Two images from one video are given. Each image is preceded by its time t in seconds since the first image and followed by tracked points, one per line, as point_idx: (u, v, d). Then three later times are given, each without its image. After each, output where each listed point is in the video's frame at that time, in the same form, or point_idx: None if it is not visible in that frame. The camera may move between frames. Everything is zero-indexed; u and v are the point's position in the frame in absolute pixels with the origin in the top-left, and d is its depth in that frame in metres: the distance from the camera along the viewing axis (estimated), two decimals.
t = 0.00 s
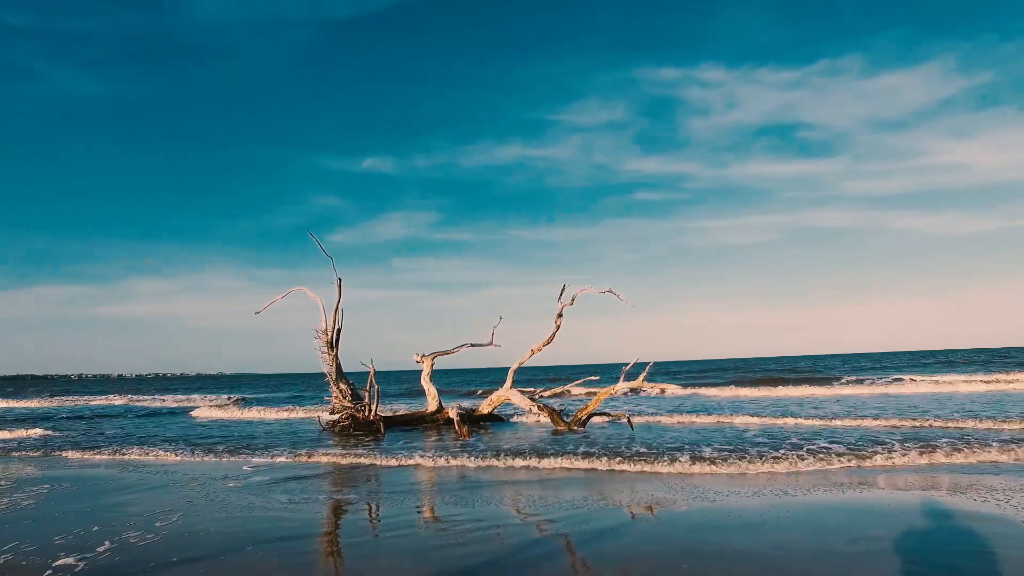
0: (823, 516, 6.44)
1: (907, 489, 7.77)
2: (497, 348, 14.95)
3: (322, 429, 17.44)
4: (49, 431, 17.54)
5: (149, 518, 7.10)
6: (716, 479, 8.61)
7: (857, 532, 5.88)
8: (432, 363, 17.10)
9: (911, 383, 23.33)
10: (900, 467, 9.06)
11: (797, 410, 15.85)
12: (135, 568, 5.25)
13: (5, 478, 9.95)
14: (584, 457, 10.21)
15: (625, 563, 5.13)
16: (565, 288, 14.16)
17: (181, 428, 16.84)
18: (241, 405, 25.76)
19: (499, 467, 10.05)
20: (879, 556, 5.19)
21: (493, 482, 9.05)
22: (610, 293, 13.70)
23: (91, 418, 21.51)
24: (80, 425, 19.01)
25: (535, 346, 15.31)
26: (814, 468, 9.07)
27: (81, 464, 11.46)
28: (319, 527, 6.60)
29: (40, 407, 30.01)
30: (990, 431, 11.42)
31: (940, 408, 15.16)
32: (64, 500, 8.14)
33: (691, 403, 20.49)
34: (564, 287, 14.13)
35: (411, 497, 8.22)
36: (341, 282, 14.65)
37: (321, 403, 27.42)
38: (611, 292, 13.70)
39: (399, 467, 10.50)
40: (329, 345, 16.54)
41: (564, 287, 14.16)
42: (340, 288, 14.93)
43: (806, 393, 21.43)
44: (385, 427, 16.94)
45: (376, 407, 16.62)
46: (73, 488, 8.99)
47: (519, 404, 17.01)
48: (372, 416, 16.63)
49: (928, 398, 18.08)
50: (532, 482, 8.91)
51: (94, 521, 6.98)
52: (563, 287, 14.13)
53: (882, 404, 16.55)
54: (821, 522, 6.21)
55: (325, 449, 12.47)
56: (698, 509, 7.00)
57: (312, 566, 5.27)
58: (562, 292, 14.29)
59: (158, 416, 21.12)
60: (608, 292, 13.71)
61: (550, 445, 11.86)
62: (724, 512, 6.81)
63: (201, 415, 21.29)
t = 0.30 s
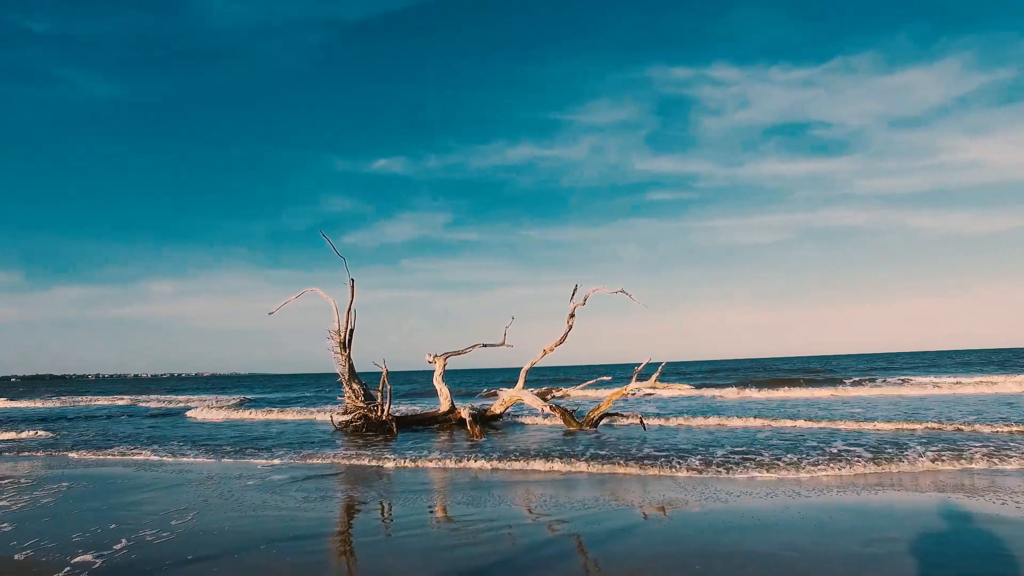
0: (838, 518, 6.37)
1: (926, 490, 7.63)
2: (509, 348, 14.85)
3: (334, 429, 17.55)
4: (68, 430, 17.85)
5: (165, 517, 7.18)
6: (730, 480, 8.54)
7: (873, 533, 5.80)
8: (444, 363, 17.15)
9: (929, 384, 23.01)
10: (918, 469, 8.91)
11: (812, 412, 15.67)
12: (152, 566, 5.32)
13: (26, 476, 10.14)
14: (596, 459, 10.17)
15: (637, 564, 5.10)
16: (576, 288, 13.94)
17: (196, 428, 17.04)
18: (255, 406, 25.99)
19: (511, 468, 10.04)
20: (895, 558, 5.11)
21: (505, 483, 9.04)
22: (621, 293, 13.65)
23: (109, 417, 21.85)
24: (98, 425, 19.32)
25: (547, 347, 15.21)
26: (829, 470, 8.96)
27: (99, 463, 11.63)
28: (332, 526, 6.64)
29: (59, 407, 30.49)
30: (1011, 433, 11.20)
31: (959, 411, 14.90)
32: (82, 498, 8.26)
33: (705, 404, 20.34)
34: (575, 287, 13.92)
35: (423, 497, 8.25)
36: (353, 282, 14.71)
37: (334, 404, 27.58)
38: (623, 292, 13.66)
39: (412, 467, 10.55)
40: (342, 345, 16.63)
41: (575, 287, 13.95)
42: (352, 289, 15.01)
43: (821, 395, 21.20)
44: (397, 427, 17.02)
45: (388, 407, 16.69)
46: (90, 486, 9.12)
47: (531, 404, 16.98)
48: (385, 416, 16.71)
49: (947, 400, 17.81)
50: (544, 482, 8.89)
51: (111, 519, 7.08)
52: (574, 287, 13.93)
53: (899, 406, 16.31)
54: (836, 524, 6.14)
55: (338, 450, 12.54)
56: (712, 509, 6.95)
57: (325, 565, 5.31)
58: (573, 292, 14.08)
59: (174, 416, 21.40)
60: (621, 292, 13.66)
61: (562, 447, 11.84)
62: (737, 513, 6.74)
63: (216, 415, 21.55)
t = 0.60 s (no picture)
0: (846, 518, 6.30)
1: (935, 490, 7.55)
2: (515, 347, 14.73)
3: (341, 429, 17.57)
4: (78, 430, 18.00)
5: (172, 515, 7.22)
6: (737, 479, 8.48)
7: (881, 534, 5.73)
8: (450, 363, 17.15)
9: (938, 385, 22.80)
10: (926, 469, 8.82)
11: (820, 414, 15.55)
12: (158, 563, 5.34)
13: (36, 475, 10.22)
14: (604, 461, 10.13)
15: (642, 564, 5.06)
16: (583, 288, 14.45)
17: (203, 429, 17.12)
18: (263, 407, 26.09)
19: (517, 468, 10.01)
20: (903, 559, 5.05)
21: (511, 481, 9.02)
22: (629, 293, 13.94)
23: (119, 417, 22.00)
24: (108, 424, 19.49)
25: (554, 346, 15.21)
26: (836, 470, 8.88)
27: (108, 461, 11.72)
28: (338, 525, 6.64)
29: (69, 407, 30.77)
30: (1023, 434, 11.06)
31: (970, 413, 14.74)
32: (90, 496, 8.32)
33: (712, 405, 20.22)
34: (581, 287, 14.43)
35: (429, 496, 8.24)
36: (360, 282, 14.75)
37: (340, 404, 27.66)
38: (631, 292, 13.94)
39: (418, 467, 10.55)
40: (348, 345, 16.67)
41: (581, 287, 14.45)
42: (358, 288, 15.04)
43: (830, 396, 21.03)
44: (403, 427, 17.03)
45: (394, 407, 16.70)
46: (99, 485, 9.19)
47: (538, 404, 16.96)
48: (391, 416, 16.71)
49: (957, 401, 17.63)
50: (550, 482, 8.86)
51: (118, 517, 7.12)
52: (581, 287, 14.43)
53: (909, 408, 16.14)
54: (844, 524, 6.07)
55: (344, 450, 12.55)
56: (718, 509, 6.90)
57: (331, 563, 5.31)
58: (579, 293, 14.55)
59: (182, 416, 21.52)
60: (631, 293, 13.94)
61: (568, 448, 11.79)
62: (745, 512, 6.69)
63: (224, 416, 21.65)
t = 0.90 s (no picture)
0: (851, 518, 6.27)
1: (940, 491, 7.50)
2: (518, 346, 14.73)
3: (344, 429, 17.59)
4: (83, 430, 18.10)
5: (176, 514, 7.24)
6: (741, 480, 8.45)
7: (886, 534, 5.70)
8: (454, 362, 17.16)
9: (942, 386, 22.72)
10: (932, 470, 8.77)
11: (824, 415, 15.50)
12: (163, 562, 5.36)
13: (41, 473, 10.27)
14: (607, 462, 10.10)
15: (645, 564, 5.04)
16: (587, 288, 14.62)
17: (207, 429, 17.18)
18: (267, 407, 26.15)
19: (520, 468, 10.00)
20: (908, 559, 5.02)
21: (514, 481, 9.02)
22: (628, 293, 14.47)
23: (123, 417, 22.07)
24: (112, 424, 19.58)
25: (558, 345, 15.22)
26: (841, 471, 8.84)
27: (112, 461, 11.76)
28: (342, 525, 6.65)
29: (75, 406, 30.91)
30: None
31: (976, 414, 14.66)
32: (95, 495, 8.35)
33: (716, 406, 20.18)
34: (586, 287, 14.60)
35: (432, 495, 8.24)
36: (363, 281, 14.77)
37: (344, 403, 27.72)
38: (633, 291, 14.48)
39: (421, 466, 10.57)
40: (351, 345, 16.70)
41: (586, 287, 14.62)
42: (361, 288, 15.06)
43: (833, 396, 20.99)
44: (407, 427, 17.04)
45: (398, 407, 16.72)
46: (104, 484, 9.22)
47: (541, 403, 16.96)
48: (394, 416, 16.72)
49: (962, 402, 17.58)
50: (554, 481, 8.85)
51: (122, 516, 7.15)
52: (585, 287, 14.60)
53: (913, 409, 16.09)
54: (848, 524, 6.04)
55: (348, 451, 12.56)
56: (722, 509, 6.87)
57: (335, 563, 5.32)
58: (583, 292, 14.70)
59: (186, 416, 21.57)
60: (630, 292, 14.45)
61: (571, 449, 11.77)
62: (748, 512, 6.66)
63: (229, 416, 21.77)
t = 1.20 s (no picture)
0: (853, 518, 6.26)
1: (942, 491, 7.48)
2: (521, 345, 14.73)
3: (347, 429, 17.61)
4: (87, 429, 18.16)
5: (178, 513, 7.26)
6: (743, 481, 8.44)
7: (888, 534, 5.70)
8: (456, 362, 17.16)
9: (945, 387, 22.71)
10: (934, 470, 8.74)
11: (826, 416, 15.49)
12: (164, 562, 5.36)
13: (45, 473, 10.31)
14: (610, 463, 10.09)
15: (647, 564, 5.04)
16: (588, 288, 14.35)
17: (211, 429, 17.22)
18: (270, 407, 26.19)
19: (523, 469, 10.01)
20: (909, 560, 5.01)
21: (516, 480, 9.02)
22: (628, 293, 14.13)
23: (127, 417, 22.13)
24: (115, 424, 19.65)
25: (560, 345, 15.20)
26: (843, 472, 8.81)
27: (116, 460, 11.81)
28: (344, 524, 6.64)
29: (78, 406, 30.98)
30: None
31: (980, 416, 14.58)
32: (99, 495, 8.37)
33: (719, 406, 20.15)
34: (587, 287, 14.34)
35: (435, 495, 8.25)
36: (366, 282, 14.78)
37: (346, 403, 27.76)
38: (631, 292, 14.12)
39: (424, 466, 10.59)
40: (354, 345, 16.73)
41: (587, 287, 14.36)
42: (364, 288, 15.09)
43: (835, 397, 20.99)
44: (409, 426, 17.06)
45: (400, 407, 16.74)
46: (107, 483, 9.26)
47: (544, 403, 16.96)
48: (397, 416, 16.74)
49: (964, 402, 17.57)
50: (556, 480, 8.86)
51: (126, 515, 7.18)
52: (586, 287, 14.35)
53: (916, 410, 16.08)
54: (851, 525, 6.01)
55: (351, 451, 12.57)
56: (725, 509, 6.86)
57: (337, 562, 5.31)
58: (584, 292, 14.44)
59: (189, 416, 21.61)
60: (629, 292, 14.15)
61: (573, 450, 11.78)
62: (750, 512, 6.65)
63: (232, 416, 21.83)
